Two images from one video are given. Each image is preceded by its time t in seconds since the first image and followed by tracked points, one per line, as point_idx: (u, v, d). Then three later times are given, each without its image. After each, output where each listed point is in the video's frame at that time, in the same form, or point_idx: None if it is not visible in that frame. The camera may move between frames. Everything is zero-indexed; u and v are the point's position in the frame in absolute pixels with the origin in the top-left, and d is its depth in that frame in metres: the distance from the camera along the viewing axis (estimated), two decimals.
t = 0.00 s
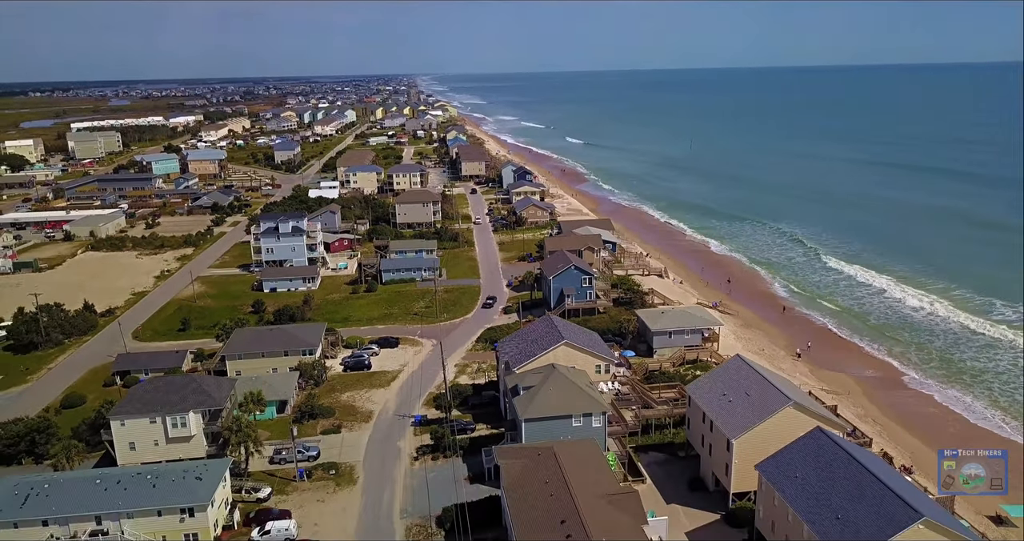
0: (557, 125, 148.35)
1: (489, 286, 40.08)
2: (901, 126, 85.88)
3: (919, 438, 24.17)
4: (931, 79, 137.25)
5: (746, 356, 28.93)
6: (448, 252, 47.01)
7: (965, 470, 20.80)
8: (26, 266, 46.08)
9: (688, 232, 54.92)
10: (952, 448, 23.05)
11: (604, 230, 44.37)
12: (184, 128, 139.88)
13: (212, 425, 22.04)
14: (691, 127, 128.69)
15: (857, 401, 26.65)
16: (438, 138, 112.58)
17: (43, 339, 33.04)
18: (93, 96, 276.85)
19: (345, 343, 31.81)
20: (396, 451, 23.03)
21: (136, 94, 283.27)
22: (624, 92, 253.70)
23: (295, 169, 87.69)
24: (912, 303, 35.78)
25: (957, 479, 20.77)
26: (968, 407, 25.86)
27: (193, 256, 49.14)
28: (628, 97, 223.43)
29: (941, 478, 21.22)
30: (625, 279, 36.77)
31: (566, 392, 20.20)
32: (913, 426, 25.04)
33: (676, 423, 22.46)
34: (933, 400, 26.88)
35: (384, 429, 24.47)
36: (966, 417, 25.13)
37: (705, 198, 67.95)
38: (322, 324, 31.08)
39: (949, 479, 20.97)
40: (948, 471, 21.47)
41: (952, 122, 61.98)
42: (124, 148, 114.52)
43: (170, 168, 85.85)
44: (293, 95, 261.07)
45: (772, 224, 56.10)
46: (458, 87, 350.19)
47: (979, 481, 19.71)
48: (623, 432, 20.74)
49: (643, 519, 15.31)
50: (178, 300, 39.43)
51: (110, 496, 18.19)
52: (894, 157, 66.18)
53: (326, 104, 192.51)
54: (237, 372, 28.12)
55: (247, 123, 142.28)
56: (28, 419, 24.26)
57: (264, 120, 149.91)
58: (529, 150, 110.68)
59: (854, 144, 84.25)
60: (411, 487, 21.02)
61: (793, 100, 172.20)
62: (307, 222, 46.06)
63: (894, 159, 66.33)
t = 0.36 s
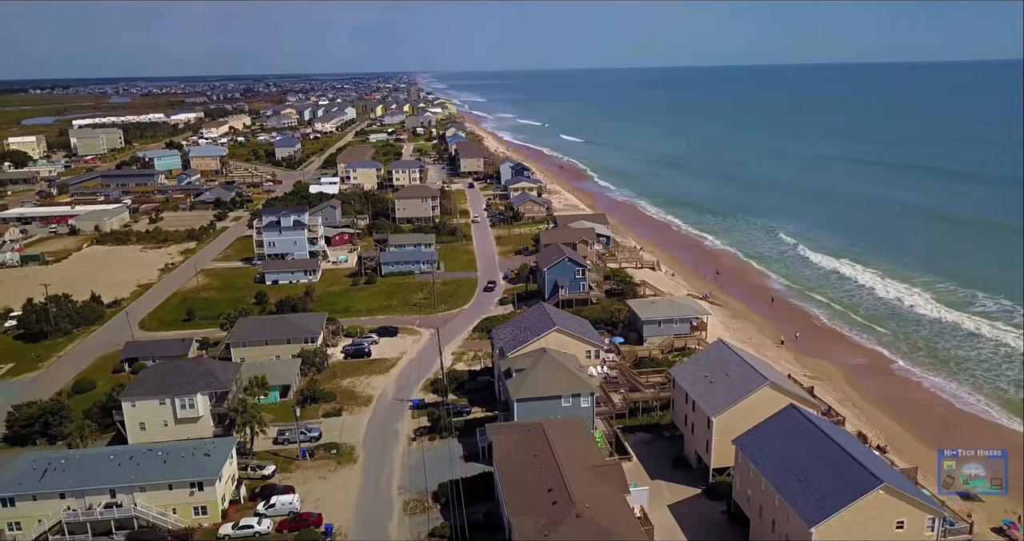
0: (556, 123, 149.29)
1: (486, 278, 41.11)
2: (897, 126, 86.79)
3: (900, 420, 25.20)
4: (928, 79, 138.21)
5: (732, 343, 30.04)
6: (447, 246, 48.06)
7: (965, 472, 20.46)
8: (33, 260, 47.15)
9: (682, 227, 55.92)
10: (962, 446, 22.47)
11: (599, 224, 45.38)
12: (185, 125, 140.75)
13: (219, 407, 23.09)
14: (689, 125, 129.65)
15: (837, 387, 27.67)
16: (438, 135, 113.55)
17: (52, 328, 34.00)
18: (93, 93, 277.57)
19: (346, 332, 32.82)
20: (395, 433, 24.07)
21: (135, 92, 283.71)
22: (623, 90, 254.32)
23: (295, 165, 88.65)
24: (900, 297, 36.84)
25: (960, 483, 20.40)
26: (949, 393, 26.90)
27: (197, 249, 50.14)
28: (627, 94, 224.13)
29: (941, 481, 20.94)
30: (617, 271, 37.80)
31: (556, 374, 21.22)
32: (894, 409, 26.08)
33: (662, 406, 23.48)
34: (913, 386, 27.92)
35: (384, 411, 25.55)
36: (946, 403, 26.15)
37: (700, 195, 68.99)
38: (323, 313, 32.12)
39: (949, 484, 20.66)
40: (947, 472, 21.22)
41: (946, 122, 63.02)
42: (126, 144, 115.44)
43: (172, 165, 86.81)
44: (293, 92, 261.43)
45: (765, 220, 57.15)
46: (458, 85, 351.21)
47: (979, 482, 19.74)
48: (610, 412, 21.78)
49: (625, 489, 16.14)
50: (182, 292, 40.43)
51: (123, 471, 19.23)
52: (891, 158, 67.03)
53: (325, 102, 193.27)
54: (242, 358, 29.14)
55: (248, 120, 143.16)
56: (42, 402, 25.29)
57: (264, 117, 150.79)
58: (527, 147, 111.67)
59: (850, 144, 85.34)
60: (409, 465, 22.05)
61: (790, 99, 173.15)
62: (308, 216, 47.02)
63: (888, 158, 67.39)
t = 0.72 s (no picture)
0: (555, 121, 150.27)
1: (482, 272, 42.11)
2: (893, 127, 87.59)
3: (879, 406, 26.15)
4: (926, 79, 138.96)
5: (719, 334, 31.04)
6: (444, 242, 49.04)
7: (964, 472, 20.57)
8: (39, 254, 48.28)
9: (676, 223, 56.91)
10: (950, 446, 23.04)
11: (594, 220, 46.36)
12: (186, 123, 141.68)
13: (224, 392, 24.05)
14: (687, 124, 130.65)
15: (819, 374, 28.62)
16: (438, 134, 114.51)
17: (60, 320, 34.99)
18: (93, 91, 278.16)
19: (346, 323, 33.81)
20: (392, 417, 25.06)
21: (135, 91, 284.70)
22: (622, 89, 255.19)
23: (296, 163, 89.61)
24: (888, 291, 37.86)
25: (962, 484, 20.23)
26: (929, 382, 27.91)
27: (199, 245, 51.12)
28: (626, 93, 225.00)
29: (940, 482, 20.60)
30: (610, 265, 38.79)
31: (547, 360, 22.23)
32: (874, 395, 27.08)
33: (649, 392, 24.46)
34: (893, 374, 28.90)
35: (382, 397, 26.57)
36: (925, 391, 27.13)
37: (695, 193, 69.96)
38: (324, 305, 33.11)
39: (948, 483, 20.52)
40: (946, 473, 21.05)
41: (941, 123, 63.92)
42: (127, 142, 116.41)
43: (174, 162, 87.87)
44: (293, 91, 262.25)
45: (758, 216, 58.12)
46: (457, 85, 352.22)
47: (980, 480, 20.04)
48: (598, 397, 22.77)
49: (607, 465, 17.11)
50: (186, 285, 41.41)
51: (133, 451, 20.20)
52: (886, 159, 67.87)
53: (325, 100, 194.24)
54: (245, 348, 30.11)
55: (248, 118, 144.10)
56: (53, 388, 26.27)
57: (264, 116, 151.68)
58: (526, 145, 112.68)
59: (845, 144, 86.32)
60: (405, 447, 23.04)
61: (788, 98, 173.95)
62: (309, 211, 47.96)
63: (882, 159, 68.26)
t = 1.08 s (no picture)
0: (554, 120, 151.16)
1: (478, 267, 43.05)
2: (890, 127, 88.36)
3: (863, 396, 26.98)
4: (924, 79, 139.72)
5: (706, 324, 32.00)
6: (442, 237, 49.96)
7: (964, 471, 20.60)
8: (45, 249, 49.31)
9: (670, 220, 57.82)
10: (951, 447, 22.87)
11: (588, 216, 47.28)
12: (186, 121, 142.61)
13: (227, 379, 25.01)
14: (685, 123, 131.55)
15: (803, 364, 29.57)
16: (437, 132, 115.41)
17: (67, 312, 35.91)
18: (94, 89, 279.48)
19: (345, 315, 34.75)
20: (390, 403, 26.00)
21: (135, 89, 285.50)
22: (621, 88, 255.96)
23: (297, 160, 90.52)
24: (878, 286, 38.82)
25: (963, 485, 20.19)
26: (910, 372, 28.91)
27: (201, 240, 52.05)
28: (625, 92, 225.63)
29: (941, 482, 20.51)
30: (603, 260, 39.70)
31: (537, 347, 23.15)
32: (858, 384, 28.04)
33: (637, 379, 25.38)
34: (876, 364, 29.91)
35: (380, 385, 27.50)
36: (907, 382, 28.03)
37: (690, 191, 70.87)
38: (323, 298, 34.02)
39: (949, 483, 20.42)
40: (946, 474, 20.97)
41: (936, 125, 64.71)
42: (129, 140, 117.33)
43: (175, 159, 88.89)
44: (293, 90, 262.84)
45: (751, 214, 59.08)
46: (457, 84, 353.26)
47: (980, 480, 20.25)
48: (587, 383, 23.69)
49: (593, 443, 18.06)
50: (189, 279, 42.33)
51: (141, 433, 21.10)
52: (881, 159, 68.70)
53: (325, 98, 194.86)
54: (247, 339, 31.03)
55: (249, 116, 145.02)
56: (62, 375, 27.20)
57: (264, 114, 152.56)
58: (524, 144, 113.58)
59: (840, 144, 87.25)
60: (402, 431, 23.98)
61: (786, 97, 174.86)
62: (309, 207, 48.87)
63: (876, 159, 69.14)
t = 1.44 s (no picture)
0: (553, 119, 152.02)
1: (475, 262, 43.92)
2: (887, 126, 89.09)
3: (848, 386, 27.71)
4: (922, 79, 140.35)
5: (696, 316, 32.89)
6: (440, 234, 50.81)
7: (964, 472, 21.05)
8: (49, 245, 50.22)
9: (666, 218, 58.69)
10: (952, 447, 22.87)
11: (584, 213, 48.13)
12: (187, 119, 143.49)
13: (230, 367, 25.88)
14: (683, 122, 132.35)
15: (790, 355, 30.43)
16: (436, 131, 116.26)
17: (73, 305, 36.79)
18: (95, 88, 280.42)
19: (344, 309, 35.62)
20: (388, 392, 26.88)
21: (136, 87, 286.13)
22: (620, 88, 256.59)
23: (297, 158, 91.35)
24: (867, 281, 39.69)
25: (964, 485, 20.49)
26: (894, 362, 29.87)
27: (203, 236, 52.89)
28: (625, 91, 226.08)
29: (941, 483, 20.68)
30: (598, 256, 40.56)
31: (530, 336, 24.04)
32: (843, 373, 28.94)
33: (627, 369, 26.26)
34: (862, 354, 30.82)
35: (378, 374, 28.38)
36: (890, 372, 28.93)
37: (686, 190, 71.73)
38: (323, 292, 34.89)
39: (949, 484, 20.60)
40: (945, 474, 21.24)
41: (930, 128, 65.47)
42: (131, 138, 118.22)
43: (176, 157, 89.85)
44: (293, 88, 263.43)
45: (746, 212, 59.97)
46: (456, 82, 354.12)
47: (980, 480, 20.59)
48: (577, 371, 24.56)
49: (581, 425, 18.94)
50: (191, 274, 43.20)
51: (148, 418, 21.95)
52: (876, 159, 69.54)
53: (324, 98, 195.49)
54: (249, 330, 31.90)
55: (249, 115, 145.93)
56: (70, 365, 28.06)
57: (265, 113, 153.40)
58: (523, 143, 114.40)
59: (836, 144, 88.09)
60: (399, 418, 24.86)
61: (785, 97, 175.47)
62: (309, 203, 49.73)
63: (871, 160, 70.02)
